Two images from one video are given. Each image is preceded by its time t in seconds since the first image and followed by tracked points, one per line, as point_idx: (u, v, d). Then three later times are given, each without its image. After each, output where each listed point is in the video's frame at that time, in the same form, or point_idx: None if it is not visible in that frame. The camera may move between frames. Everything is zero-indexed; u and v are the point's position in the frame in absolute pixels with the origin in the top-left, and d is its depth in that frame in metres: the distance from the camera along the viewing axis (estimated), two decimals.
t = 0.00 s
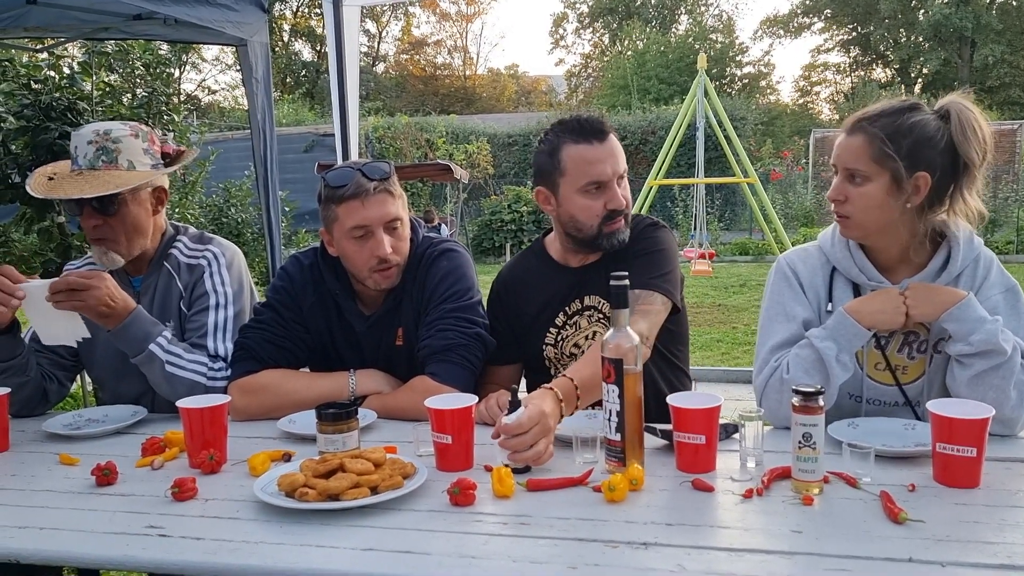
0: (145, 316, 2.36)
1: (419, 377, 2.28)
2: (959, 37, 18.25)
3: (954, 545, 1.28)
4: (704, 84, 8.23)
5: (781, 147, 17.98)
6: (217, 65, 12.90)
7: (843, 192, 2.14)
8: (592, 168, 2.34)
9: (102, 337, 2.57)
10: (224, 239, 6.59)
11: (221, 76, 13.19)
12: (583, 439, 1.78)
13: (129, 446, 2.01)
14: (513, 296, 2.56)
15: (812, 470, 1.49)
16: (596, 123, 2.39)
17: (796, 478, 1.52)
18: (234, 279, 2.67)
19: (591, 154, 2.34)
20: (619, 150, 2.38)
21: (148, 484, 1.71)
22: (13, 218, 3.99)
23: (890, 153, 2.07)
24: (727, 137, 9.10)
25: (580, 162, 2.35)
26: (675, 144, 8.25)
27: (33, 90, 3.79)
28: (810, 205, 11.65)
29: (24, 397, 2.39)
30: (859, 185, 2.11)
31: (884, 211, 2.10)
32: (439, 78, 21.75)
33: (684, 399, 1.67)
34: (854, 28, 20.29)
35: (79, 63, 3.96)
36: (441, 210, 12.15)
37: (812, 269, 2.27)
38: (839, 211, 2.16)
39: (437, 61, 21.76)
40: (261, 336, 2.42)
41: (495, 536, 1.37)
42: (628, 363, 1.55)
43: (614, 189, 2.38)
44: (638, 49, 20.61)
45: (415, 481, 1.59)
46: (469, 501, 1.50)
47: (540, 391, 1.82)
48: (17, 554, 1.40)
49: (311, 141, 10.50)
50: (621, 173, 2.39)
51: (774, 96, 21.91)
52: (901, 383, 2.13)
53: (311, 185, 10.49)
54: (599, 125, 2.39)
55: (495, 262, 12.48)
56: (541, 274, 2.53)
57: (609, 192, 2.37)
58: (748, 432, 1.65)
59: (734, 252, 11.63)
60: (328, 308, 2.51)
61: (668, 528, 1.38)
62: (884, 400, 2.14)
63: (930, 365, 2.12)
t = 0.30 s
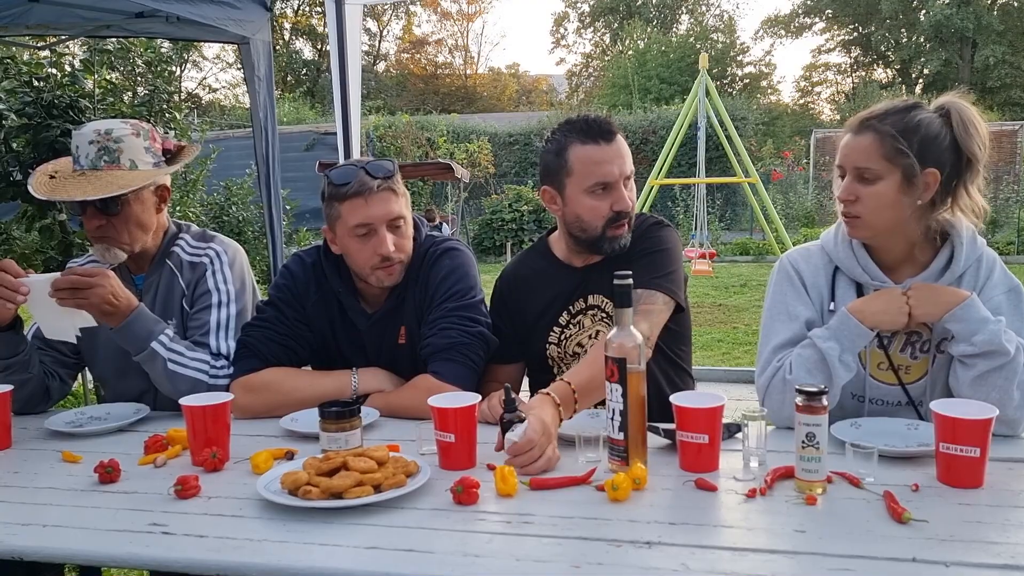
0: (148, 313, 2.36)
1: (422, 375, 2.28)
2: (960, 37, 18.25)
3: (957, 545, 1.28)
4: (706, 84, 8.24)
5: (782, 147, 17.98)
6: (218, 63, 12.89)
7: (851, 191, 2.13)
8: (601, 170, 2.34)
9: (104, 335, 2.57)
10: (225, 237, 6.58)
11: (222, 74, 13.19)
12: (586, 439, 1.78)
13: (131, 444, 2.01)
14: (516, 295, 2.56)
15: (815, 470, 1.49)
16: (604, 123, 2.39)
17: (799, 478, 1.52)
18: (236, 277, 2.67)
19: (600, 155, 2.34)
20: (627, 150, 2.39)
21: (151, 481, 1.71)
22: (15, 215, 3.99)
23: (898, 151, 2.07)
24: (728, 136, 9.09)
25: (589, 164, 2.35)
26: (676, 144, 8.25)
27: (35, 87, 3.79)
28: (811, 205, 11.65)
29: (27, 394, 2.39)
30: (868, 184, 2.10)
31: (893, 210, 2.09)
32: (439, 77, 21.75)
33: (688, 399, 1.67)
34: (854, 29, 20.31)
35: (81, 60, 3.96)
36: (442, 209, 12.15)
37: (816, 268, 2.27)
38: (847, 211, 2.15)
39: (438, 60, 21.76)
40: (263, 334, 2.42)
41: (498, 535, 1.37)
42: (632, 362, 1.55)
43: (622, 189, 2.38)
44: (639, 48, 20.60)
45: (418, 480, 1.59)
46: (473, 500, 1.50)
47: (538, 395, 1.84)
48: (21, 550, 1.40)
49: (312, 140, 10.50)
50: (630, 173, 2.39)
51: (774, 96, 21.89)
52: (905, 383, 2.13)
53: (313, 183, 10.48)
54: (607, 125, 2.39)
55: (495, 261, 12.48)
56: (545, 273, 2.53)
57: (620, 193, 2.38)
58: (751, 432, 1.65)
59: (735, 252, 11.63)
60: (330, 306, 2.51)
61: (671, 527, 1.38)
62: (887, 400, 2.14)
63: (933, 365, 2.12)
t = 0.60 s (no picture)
0: (146, 313, 2.36)
1: (420, 375, 2.27)
2: (960, 37, 18.25)
3: (957, 547, 1.27)
4: (706, 84, 8.22)
5: (782, 147, 17.98)
6: (218, 62, 12.88)
7: (855, 194, 2.11)
8: (605, 170, 2.34)
9: (103, 335, 2.57)
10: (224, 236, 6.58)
11: (223, 73, 13.18)
12: (585, 439, 1.78)
13: (130, 444, 2.01)
14: (517, 294, 2.56)
15: (815, 471, 1.49)
16: (605, 121, 2.39)
17: (798, 479, 1.51)
18: (235, 277, 2.67)
19: (605, 154, 2.34)
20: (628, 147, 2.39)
21: (149, 482, 1.71)
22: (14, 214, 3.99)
23: (900, 150, 2.06)
24: (729, 137, 9.02)
25: (593, 164, 2.34)
26: (677, 144, 8.23)
27: (34, 86, 3.79)
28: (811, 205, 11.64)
29: (25, 393, 2.39)
30: (871, 186, 2.09)
31: (897, 211, 2.07)
32: (439, 77, 21.74)
33: (687, 399, 1.66)
34: (855, 29, 20.34)
35: (80, 59, 3.96)
36: (442, 209, 12.15)
37: (819, 268, 2.26)
38: (852, 214, 2.13)
39: (438, 59, 21.76)
40: (262, 334, 2.42)
41: (497, 536, 1.37)
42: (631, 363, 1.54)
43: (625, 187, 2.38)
44: (640, 48, 20.59)
45: (417, 480, 1.59)
46: (471, 500, 1.50)
47: (540, 396, 1.85)
48: (18, 551, 1.40)
49: (312, 139, 10.50)
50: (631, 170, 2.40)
51: (775, 96, 21.87)
52: (906, 385, 2.13)
53: (313, 183, 10.47)
54: (608, 122, 2.38)
55: (496, 260, 12.47)
56: (546, 272, 2.53)
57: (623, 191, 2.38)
58: (750, 433, 1.64)
59: (735, 252, 11.62)
60: (329, 306, 2.51)
61: (671, 529, 1.37)
62: (890, 402, 2.14)
63: (935, 367, 2.12)
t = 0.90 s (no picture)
0: (142, 313, 2.35)
1: (417, 376, 2.27)
2: (959, 38, 18.28)
3: (954, 548, 1.27)
4: (706, 84, 8.22)
5: (782, 148, 17.99)
6: (217, 62, 12.87)
7: (838, 191, 2.15)
8: (560, 176, 2.28)
9: (99, 335, 2.56)
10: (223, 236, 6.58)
11: (222, 73, 13.18)
12: (583, 440, 1.78)
13: (126, 444, 2.00)
14: (515, 294, 2.55)
15: (811, 472, 1.49)
16: (585, 127, 2.30)
17: (795, 480, 1.51)
18: (231, 277, 2.66)
19: (562, 162, 2.27)
20: (609, 156, 2.30)
21: (145, 483, 1.71)
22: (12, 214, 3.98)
23: (885, 150, 2.08)
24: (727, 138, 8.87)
25: (551, 170, 2.30)
26: (677, 144, 8.23)
27: (32, 86, 3.78)
28: (810, 206, 11.64)
29: (21, 393, 2.38)
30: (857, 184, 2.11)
31: (881, 210, 2.09)
32: (439, 77, 21.75)
33: (684, 400, 1.66)
34: (854, 29, 20.37)
35: (78, 58, 3.96)
36: (441, 209, 12.16)
37: (817, 270, 2.26)
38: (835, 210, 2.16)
39: (438, 59, 21.77)
40: (259, 335, 2.42)
41: (493, 538, 1.36)
42: (628, 363, 1.54)
43: (586, 196, 2.30)
44: (639, 48, 20.58)
45: (413, 481, 1.58)
46: (468, 502, 1.50)
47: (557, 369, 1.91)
48: (13, 552, 1.39)
49: (312, 139, 10.50)
50: (610, 179, 2.31)
51: (774, 96, 21.86)
52: (906, 388, 2.12)
53: (312, 182, 10.46)
54: (590, 129, 2.30)
55: (495, 260, 12.47)
56: (544, 272, 2.52)
57: (590, 199, 2.31)
58: (747, 433, 1.64)
59: (734, 252, 11.61)
60: (326, 307, 2.50)
61: (667, 530, 1.37)
62: (889, 405, 2.13)
63: (934, 369, 2.11)
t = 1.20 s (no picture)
0: (142, 312, 2.35)
1: (416, 375, 2.27)
2: (958, 38, 18.30)
3: (952, 548, 1.27)
4: (705, 84, 8.22)
5: (781, 148, 17.99)
6: (216, 62, 12.85)
7: (832, 192, 2.15)
8: (560, 177, 2.28)
9: (98, 334, 2.56)
10: (222, 235, 6.57)
11: (220, 72, 13.17)
12: (581, 438, 1.78)
13: (124, 443, 2.00)
14: (514, 293, 2.56)
15: (809, 472, 1.49)
16: (587, 128, 2.30)
17: (793, 480, 1.51)
18: (230, 276, 2.66)
19: (563, 162, 2.27)
20: (609, 156, 2.29)
21: (142, 481, 1.71)
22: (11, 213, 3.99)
23: (880, 153, 2.08)
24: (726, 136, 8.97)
25: (551, 169, 2.30)
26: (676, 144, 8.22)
27: (31, 84, 3.78)
28: (809, 206, 11.63)
29: (19, 392, 2.38)
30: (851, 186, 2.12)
31: (875, 213, 2.10)
32: (438, 76, 21.74)
33: (683, 400, 1.66)
34: (854, 29, 20.39)
35: (77, 57, 3.96)
36: (440, 208, 12.16)
37: (815, 271, 2.25)
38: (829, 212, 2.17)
39: (437, 58, 21.77)
40: (258, 334, 2.42)
41: (490, 537, 1.36)
42: (625, 363, 1.54)
43: (587, 198, 2.30)
44: (639, 48, 20.56)
45: (411, 481, 1.58)
46: (466, 501, 1.50)
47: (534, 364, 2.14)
48: (11, 551, 1.39)
49: (311, 138, 10.50)
50: (611, 181, 2.30)
51: (773, 96, 21.85)
52: (905, 388, 2.13)
53: (310, 182, 10.45)
54: (591, 130, 2.30)
55: (494, 259, 12.47)
56: (543, 271, 2.52)
57: (590, 200, 2.31)
58: (745, 433, 1.64)
59: (733, 252, 11.61)
60: (325, 306, 2.50)
61: (665, 529, 1.37)
62: (888, 405, 2.14)
63: (932, 369, 2.12)
